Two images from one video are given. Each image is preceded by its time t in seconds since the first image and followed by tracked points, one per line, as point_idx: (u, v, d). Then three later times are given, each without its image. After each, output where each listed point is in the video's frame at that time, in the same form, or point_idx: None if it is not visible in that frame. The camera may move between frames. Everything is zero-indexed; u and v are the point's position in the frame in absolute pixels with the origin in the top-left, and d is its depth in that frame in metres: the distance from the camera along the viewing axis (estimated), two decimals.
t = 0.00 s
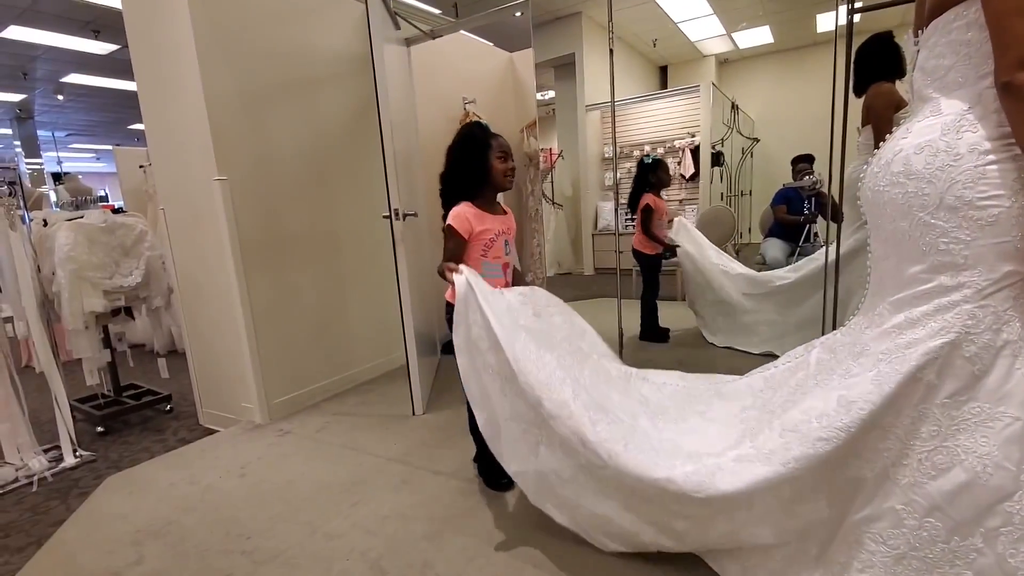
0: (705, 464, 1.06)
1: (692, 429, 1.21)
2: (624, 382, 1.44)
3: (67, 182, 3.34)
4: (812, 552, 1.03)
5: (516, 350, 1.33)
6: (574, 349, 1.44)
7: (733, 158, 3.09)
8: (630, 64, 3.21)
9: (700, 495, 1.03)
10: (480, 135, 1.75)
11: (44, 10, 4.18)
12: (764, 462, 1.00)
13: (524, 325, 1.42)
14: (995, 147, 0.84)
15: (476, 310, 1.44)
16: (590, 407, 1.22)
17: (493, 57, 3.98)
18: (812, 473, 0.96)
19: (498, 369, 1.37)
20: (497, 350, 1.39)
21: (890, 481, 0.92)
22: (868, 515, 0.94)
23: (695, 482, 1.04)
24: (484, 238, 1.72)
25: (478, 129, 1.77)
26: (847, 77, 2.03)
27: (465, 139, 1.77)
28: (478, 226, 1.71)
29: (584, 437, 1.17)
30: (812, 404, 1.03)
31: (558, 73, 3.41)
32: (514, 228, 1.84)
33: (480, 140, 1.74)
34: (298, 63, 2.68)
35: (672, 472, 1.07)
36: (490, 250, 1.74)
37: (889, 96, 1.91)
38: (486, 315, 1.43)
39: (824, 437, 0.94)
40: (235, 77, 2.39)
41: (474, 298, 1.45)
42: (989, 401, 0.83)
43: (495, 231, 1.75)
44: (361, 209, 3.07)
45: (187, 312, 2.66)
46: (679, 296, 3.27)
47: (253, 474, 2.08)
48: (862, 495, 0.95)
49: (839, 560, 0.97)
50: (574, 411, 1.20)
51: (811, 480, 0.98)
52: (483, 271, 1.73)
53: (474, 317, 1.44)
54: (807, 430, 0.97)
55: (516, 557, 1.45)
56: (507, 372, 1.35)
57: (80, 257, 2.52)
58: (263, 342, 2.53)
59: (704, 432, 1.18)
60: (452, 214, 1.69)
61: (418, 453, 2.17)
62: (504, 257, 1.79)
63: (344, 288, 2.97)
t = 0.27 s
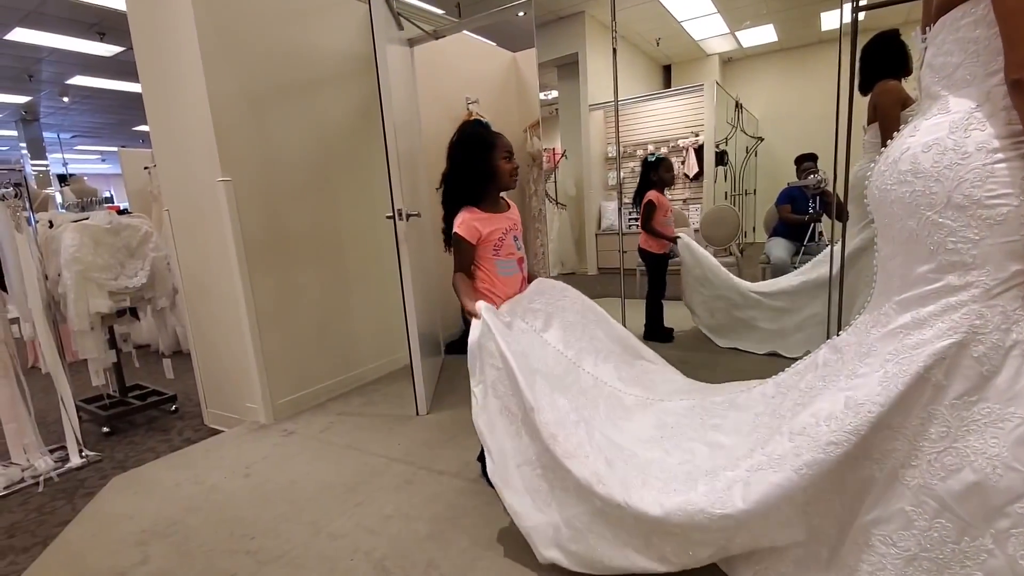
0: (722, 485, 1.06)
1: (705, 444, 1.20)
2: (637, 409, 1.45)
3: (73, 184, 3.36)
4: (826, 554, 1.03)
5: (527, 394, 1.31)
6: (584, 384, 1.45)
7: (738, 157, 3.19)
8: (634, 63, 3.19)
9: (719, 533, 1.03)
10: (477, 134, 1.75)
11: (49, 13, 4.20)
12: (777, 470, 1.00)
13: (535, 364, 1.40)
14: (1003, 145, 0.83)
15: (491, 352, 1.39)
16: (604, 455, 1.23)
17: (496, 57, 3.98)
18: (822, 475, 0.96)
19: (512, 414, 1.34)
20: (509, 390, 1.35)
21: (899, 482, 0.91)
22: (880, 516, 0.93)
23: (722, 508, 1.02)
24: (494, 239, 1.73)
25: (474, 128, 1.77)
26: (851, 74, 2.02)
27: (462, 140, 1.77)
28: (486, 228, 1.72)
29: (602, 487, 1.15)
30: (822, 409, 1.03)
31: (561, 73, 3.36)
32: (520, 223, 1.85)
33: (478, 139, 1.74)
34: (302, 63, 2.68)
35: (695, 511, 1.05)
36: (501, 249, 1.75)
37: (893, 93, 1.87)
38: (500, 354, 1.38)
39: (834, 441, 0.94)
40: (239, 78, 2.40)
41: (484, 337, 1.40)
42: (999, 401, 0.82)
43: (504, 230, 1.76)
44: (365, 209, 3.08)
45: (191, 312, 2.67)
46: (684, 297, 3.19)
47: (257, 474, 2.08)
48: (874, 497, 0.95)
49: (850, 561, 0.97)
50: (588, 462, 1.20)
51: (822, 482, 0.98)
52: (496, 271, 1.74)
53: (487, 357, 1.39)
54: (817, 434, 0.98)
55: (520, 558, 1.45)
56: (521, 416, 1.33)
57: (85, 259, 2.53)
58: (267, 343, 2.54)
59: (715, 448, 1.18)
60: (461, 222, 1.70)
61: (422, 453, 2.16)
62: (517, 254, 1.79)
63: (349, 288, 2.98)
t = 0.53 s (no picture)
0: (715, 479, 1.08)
1: (712, 443, 1.21)
2: (649, 402, 1.48)
3: (75, 185, 3.36)
4: (831, 558, 1.01)
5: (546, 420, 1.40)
6: (594, 387, 1.48)
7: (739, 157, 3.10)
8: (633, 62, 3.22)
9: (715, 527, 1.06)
10: (475, 133, 1.74)
11: (51, 15, 4.21)
12: (769, 461, 1.02)
13: (546, 381, 1.46)
14: (1001, 144, 0.83)
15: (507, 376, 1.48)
16: (612, 469, 1.29)
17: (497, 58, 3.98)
18: (821, 473, 0.97)
19: (532, 439, 1.44)
20: (527, 417, 1.45)
21: (901, 483, 0.91)
22: (882, 518, 0.93)
23: (710, 499, 1.06)
24: (499, 240, 1.74)
25: (473, 128, 1.76)
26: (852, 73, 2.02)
27: (461, 141, 1.77)
28: (491, 230, 1.72)
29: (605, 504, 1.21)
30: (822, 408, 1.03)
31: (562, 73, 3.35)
32: (521, 220, 1.86)
33: (478, 139, 1.74)
34: (303, 64, 2.69)
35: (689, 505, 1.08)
36: (507, 249, 1.76)
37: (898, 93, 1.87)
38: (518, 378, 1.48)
39: (828, 436, 0.96)
40: (239, 79, 2.40)
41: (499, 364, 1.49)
42: (1000, 402, 0.81)
43: (508, 230, 1.77)
44: (366, 209, 3.08)
45: (193, 313, 2.67)
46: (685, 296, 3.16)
47: (258, 474, 2.08)
48: (874, 497, 0.95)
49: (851, 564, 0.96)
50: (596, 481, 1.27)
51: (822, 482, 0.98)
52: (504, 272, 1.74)
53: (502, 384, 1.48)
54: (811, 428, 0.99)
55: (521, 558, 1.45)
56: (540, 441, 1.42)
57: (88, 260, 2.53)
58: (268, 343, 2.54)
59: (717, 440, 1.21)
60: (466, 225, 1.69)
61: (423, 454, 2.17)
62: (521, 252, 1.81)
63: (350, 289, 2.98)
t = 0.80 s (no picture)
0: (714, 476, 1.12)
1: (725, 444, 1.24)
2: (654, 393, 1.51)
3: (74, 186, 3.36)
4: (830, 561, 1.01)
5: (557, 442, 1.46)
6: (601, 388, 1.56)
7: (736, 159, 3.11)
8: (631, 63, 3.24)
9: (717, 519, 1.10)
10: (469, 137, 1.75)
11: (50, 17, 4.21)
12: (766, 457, 1.04)
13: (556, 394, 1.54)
14: (993, 146, 0.83)
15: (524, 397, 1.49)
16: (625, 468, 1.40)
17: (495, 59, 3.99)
18: (819, 474, 0.97)
19: (544, 458, 1.45)
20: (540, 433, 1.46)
21: (898, 484, 0.92)
22: (879, 519, 0.93)
23: (712, 492, 1.10)
24: (498, 245, 1.74)
25: (468, 131, 1.76)
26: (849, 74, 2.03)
27: (456, 145, 1.77)
28: (491, 235, 1.72)
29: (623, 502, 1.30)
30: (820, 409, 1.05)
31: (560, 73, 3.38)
32: (517, 221, 1.86)
33: (474, 143, 1.74)
34: (302, 66, 2.69)
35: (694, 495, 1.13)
36: (505, 253, 1.77)
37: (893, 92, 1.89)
38: (529, 404, 1.48)
39: (824, 435, 0.97)
40: (238, 81, 2.41)
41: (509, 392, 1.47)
42: (996, 403, 0.81)
43: (506, 233, 1.77)
44: (365, 211, 3.08)
45: (192, 314, 2.68)
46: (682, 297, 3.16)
47: (257, 475, 2.09)
48: (872, 498, 0.95)
49: (849, 567, 0.96)
50: (612, 481, 1.38)
51: (820, 484, 0.98)
52: (502, 274, 1.77)
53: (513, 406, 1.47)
54: (806, 426, 1.01)
55: (520, 557, 1.46)
56: (555, 456, 1.45)
57: (86, 261, 2.53)
58: (267, 344, 2.54)
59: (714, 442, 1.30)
60: (467, 233, 1.68)
61: (422, 454, 2.17)
62: (519, 254, 1.82)
63: (350, 289, 2.99)
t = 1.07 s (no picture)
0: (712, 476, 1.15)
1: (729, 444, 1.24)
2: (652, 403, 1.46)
3: (69, 187, 3.35)
4: (825, 560, 1.02)
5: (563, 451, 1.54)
6: (607, 392, 1.55)
7: (731, 160, 3.14)
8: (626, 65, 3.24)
9: (716, 519, 1.11)
10: (461, 143, 1.76)
11: (46, 17, 4.19)
12: (764, 457, 1.05)
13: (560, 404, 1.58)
14: (985, 148, 0.84)
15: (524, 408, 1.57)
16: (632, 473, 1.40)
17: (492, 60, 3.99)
18: (814, 474, 0.98)
19: (547, 466, 1.53)
20: (541, 444, 1.55)
21: (892, 483, 0.92)
22: (873, 518, 0.94)
23: (712, 491, 1.12)
24: (496, 249, 1.74)
25: (461, 137, 1.77)
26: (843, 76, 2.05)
27: (449, 151, 1.77)
28: (488, 240, 1.72)
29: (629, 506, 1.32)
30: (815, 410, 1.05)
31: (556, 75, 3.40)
32: (513, 222, 1.87)
33: (467, 150, 1.75)
34: (298, 66, 2.69)
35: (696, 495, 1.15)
36: (503, 255, 1.77)
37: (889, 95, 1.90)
38: (531, 417, 1.56)
39: (822, 436, 0.97)
40: (234, 81, 2.41)
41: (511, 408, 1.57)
42: (988, 403, 0.82)
43: (503, 236, 1.78)
44: (361, 212, 3.08)
45: (188, 315, 2.67)
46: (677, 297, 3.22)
47: (254, 476, 2.08)
48: (867, 498, 0.96)
49: (844, 566, 0.97)
50: (619, 486, 1.40)
51: (816, 485, 0.98)
52: (501, 277, 1.78)
53: (515, 419, 1.56)
54: (802, 426, 1.02)
55: (517, 557, 1.46)
56: (558, 465, 1.53)
57: (82, 261, 2.52)
58: (263, 346, 2.54)
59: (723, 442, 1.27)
60: (463, 241, 1.68)
61: (418, 455, 2.17)
62: (516, 255, 1.83)
63: (347, 290, 2.99)
